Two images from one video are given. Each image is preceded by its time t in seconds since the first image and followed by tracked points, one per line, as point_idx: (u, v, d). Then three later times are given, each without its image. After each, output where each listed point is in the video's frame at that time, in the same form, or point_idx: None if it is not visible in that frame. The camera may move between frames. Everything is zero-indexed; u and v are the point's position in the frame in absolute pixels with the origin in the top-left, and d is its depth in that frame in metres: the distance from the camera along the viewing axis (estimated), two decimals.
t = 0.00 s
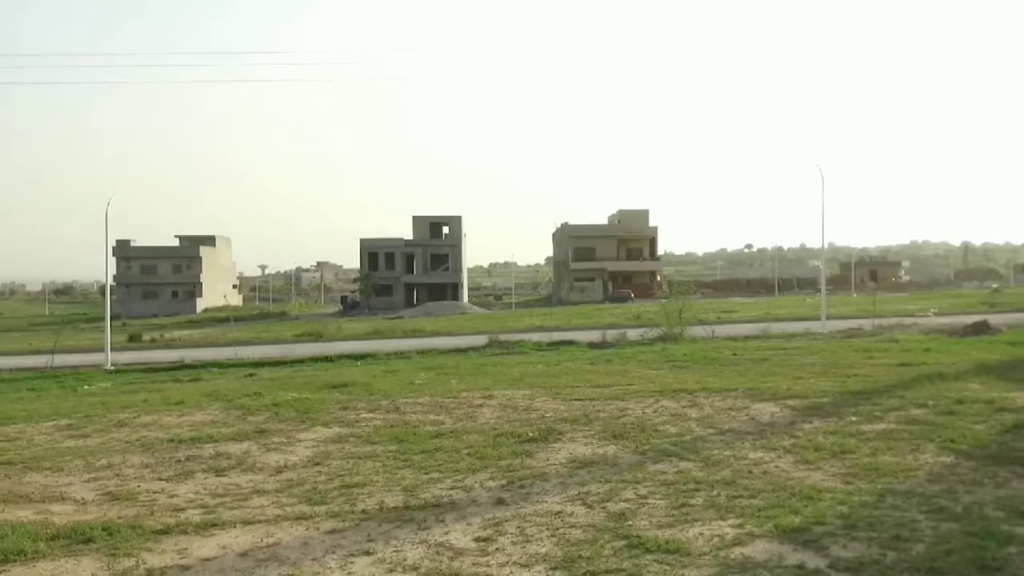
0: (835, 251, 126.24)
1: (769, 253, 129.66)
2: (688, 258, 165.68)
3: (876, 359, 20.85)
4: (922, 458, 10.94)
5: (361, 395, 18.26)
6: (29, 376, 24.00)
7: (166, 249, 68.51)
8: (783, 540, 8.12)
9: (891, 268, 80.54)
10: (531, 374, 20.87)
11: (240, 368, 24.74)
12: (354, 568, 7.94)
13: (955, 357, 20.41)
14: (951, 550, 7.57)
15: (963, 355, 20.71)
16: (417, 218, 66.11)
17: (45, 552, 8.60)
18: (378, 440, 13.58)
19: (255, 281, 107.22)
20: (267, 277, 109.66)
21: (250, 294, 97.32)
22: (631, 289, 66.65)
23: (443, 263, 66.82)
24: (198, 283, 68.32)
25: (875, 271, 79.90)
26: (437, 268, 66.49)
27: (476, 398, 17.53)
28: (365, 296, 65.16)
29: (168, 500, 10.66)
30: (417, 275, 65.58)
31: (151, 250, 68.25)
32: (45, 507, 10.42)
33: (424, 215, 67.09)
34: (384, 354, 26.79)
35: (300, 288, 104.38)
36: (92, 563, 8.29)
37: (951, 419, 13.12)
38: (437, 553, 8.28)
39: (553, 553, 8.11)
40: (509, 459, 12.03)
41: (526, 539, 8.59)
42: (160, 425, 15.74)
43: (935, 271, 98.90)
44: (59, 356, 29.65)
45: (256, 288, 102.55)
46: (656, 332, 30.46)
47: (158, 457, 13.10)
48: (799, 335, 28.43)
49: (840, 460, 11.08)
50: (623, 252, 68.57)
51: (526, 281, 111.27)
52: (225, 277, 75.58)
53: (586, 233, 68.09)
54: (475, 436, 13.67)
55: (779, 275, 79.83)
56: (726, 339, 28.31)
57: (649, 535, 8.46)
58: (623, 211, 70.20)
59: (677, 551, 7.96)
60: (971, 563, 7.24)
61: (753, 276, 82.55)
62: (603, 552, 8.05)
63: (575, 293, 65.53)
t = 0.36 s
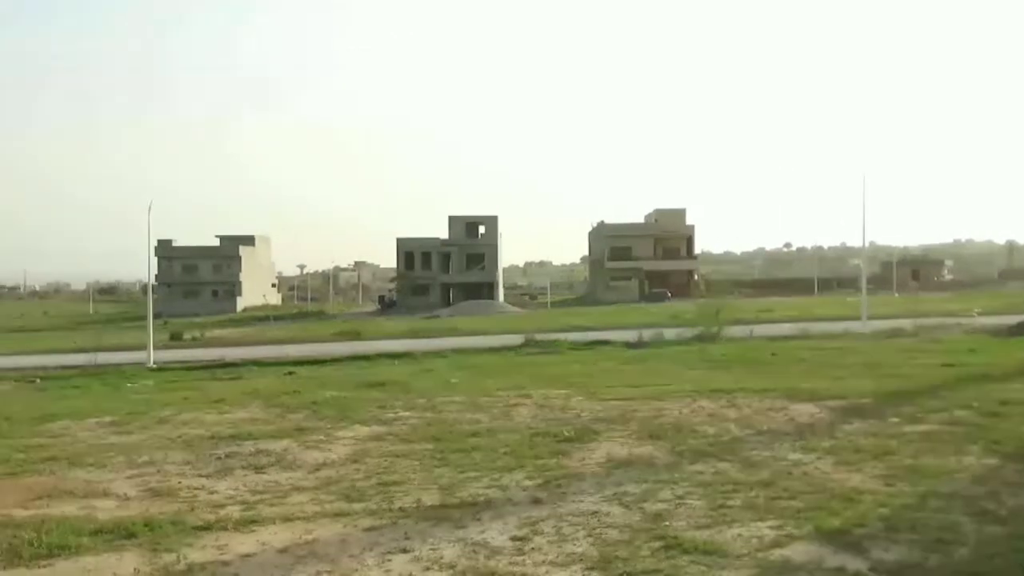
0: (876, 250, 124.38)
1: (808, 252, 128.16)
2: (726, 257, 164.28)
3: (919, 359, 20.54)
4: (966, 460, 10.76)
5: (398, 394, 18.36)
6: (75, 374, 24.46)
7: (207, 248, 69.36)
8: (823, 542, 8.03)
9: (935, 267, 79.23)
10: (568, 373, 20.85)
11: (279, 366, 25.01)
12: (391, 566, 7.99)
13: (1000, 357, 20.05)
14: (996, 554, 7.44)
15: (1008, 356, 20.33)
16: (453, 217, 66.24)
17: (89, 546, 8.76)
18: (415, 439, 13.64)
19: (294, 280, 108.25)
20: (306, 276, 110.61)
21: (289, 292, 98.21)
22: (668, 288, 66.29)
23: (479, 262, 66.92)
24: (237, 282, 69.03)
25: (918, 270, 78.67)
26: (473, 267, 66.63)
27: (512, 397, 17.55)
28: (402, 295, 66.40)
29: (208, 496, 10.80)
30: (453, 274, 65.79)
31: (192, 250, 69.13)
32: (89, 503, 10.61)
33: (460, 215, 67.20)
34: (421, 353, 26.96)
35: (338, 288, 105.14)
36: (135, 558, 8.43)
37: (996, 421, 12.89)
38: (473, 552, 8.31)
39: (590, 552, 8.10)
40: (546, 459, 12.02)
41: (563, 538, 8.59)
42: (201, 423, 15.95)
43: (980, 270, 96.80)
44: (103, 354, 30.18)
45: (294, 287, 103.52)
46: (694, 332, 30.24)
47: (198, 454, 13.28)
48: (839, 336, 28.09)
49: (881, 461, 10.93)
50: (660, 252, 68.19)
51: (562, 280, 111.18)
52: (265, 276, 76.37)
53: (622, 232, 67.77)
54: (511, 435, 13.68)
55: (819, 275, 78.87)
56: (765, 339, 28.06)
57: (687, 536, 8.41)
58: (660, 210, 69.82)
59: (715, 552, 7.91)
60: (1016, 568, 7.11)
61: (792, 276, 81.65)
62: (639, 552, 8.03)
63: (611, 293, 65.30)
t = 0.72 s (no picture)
0: (924, 249, 121.98)
1: (854, 250, 125.89)
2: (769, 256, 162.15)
3: (969, 359, 20.14)
4: (1018, 463, 10.53)
5: (440, 392, 18.43)
6: (123, 371, 24.89)
7: (252, 248, 70.20)
8: (871, 544, 7.92)
9: (985, 265, 77.58)
10: (610, 373, 20.78)
11: (321, 364, 25.26)
12: (434, 563, 8.02)
13: None
14: None
15: None
16: (493, 216, 66.29)
17: (139, 541, 8.92)
18: (456, 437, 13.68)
19: (336, 279, 109.20)
20: (347, 275, 111.46)
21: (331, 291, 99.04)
22: (710, 287, 65.73)
23: (519, 261, 66.89)
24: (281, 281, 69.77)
25: (968, 269, 77.07)
26: (513, 266, 66.64)
27: (553, 396, 17.52)
28: (443, 294, 66.60)
29: (254, 492, 10.94)
30: (493, 274, 65.87)
31: (237, 250, 70.05)
32: (139, 497, 10.80)
33: (501, 214, 67.24)
34: (461, 351, 27.09)
35: (379, 287, 105.76)
36: (183, 552, 8.57)
37: None
38: (515, 551, 8.31)
39: (633, 553, 8.07)
40: (588, 458, 11.99)
41: (606, 538, 8.56)
42: (247, 420, 16.17)
43: None
44: (150, 352, 30.66)
45: (337, 285, 104.33)
46: (736, 332, 29.92)
47: (244, 451, 13.45)
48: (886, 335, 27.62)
49: (930, 464, 10.74)
50: (702, 251, 67.62)
51: (603, 279, 110.86)
52: (308, 276, 77.11)
53: (664, 231, 67.32)
54: (552, 434, 13.66)
55: (865, 274, 77.60)
56: (809, 339, 27.71)
57: (731, 537, 8.34)
58: (702, 209, 69.28)
59: (760, 554, 7.83)
60: None
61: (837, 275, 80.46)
62: (684, 553, 7.98)
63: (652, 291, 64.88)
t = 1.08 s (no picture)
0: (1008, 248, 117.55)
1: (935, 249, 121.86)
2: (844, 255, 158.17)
3: None
4: None
5: (508, 391, 18.49)
6: (201, 368, 25.58)
7: (325, 249, 71.42)
8: (949, 551, 7.66)
9: None
10: (679, 373, 20.58)
11: (392, 363, 25.60)
12: (501, 562, 8.05)
13: None
14: None
15: None
16: (562, 216, 66.20)
17: (214, 534, 9.14)
18: (525, 436, 13.70)
19: (407, 279, 110.29)
20: (417, 275, 112.49)
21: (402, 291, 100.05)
22: (784, 287, 64.55)
23: (588, 261, 66.67)
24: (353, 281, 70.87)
25: None
26: (582, 266, 66.46)
27: (622, 397, 17.42)
28: (512, 294, 66.72)
29: (326, 488, 11.13)
30: (562, 273, 65.78)
31: (311, 250, 71.40)
32: (215, 492, 11.08)
33: (569, 214, 67.08)
34: (530, 351, 27.19)
35: (449, 287, 106.49)
36: (257, 546, 8.75)
37: None
38: (582, 551, 8.28)
39: (702, 555, 7.97)
40: (656, 459, 11.88)
41: (675, 540, 8.47)
42: (319, 417, 16.45)
43: None
44: (227, 350, 31.43)
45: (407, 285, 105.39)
46: (810, 333, 29.31)
47: (316, 448, 13.69)
48: (968, 336, 26.75)
49: (1014, 469, 10.35)
50: (776, 250, 66.45)
51: (673, 279, 109.69)
52: (380, 275, 78.10)
53: (736, 229, 66.35)
54: (621, 435, 13.57)
55: (947, 273, 75.27)
56: (887, 340, 26.97)
57: (803, 541, 8.17)
58: (776, 207, 68.09)
59: (833, 559, 7.66)
60: None
61: (918, 275, 78.20)
62: (754, 557, 7.84)
63: (723, 291, 64.00)
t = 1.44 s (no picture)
0: None
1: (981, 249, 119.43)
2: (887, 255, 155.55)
3: None
4: None
5: (546, 391, 18.48)
6: (243, 367, 25.90)
7: (365, 248, 71.88)
8: (995, 556, 7.51)
9: None
10: (718, 374, 20.42)
11: (430, 362, 25.74)
12: (538, 561, 8.04)
13: None
14: None
15: None
16: (600, 215, 65.93)
17: (255, 530, 9.24)
18: (562, 436, 13.67)
19: (445, 279, 110.60)
20: (455, 275, 112.73)
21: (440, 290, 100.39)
22: (826, 287, 63.74)
23: (626, 261, 66.38)
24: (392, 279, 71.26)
25: None
26: (621, 266, 66.18)
27: (660, 397, 17.32)
28: (550, 293, 66.68)
29: (365, 486, 11.20)
30: (600, 273, 65.58)
31: (351, 250, 71.90)
32: (256, 489, 11.20)
33: (607, 214, 66.82)
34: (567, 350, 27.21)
35: (487, 286, 106.58)
36: (296, 543, 8.84)
37: None
38: (620, 552, 8.24)
39: (741, 557, 7.89)
40: (695, 460, 11.78)
41: (713, 541, 8.40)
42: (358, 415, 16.58)
43: None
44: (268, 348, 31.77)
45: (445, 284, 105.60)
46: (852, 333, 28.92)
47: (355, 446, 13.78)
48: (1016, 337, 26.22)
49: None
50: (818, 249, 65.63)
51: (713, 279, 108.78)
52: (418, 274, 78.46)
53: (777, 228, 65.62)
54: (659, 435, 13.48)
55: (994, 274, 73.79)
56: (932, 341, 26.51)
57: (845, 544, 8.06)
58: (818, 206, 67.28)
59: (876, 562, 7.53)
60: None
61: (964, 275, 76.76)
62: (795, 559, 7.75)
63: (764, 290, 63.32)
